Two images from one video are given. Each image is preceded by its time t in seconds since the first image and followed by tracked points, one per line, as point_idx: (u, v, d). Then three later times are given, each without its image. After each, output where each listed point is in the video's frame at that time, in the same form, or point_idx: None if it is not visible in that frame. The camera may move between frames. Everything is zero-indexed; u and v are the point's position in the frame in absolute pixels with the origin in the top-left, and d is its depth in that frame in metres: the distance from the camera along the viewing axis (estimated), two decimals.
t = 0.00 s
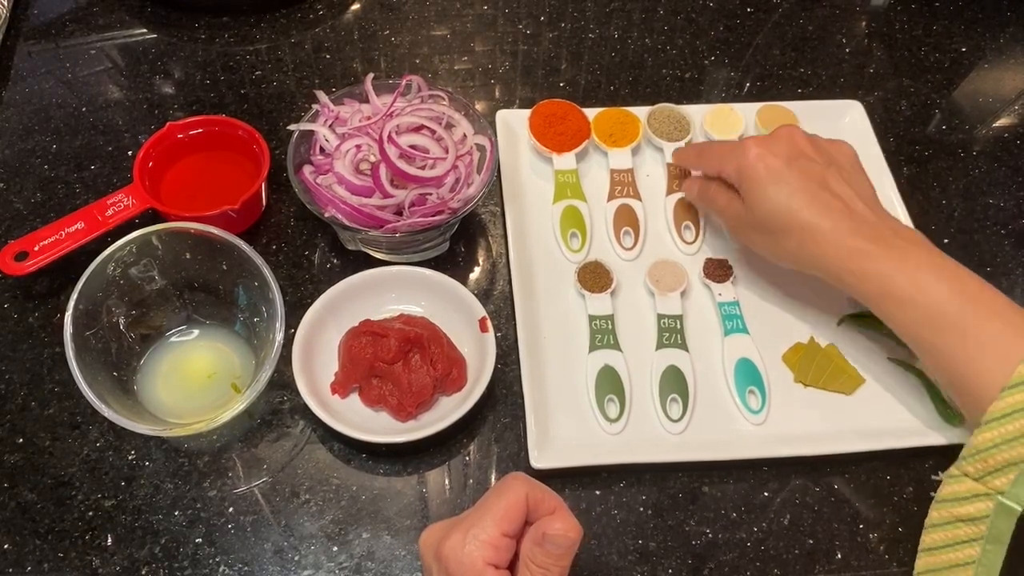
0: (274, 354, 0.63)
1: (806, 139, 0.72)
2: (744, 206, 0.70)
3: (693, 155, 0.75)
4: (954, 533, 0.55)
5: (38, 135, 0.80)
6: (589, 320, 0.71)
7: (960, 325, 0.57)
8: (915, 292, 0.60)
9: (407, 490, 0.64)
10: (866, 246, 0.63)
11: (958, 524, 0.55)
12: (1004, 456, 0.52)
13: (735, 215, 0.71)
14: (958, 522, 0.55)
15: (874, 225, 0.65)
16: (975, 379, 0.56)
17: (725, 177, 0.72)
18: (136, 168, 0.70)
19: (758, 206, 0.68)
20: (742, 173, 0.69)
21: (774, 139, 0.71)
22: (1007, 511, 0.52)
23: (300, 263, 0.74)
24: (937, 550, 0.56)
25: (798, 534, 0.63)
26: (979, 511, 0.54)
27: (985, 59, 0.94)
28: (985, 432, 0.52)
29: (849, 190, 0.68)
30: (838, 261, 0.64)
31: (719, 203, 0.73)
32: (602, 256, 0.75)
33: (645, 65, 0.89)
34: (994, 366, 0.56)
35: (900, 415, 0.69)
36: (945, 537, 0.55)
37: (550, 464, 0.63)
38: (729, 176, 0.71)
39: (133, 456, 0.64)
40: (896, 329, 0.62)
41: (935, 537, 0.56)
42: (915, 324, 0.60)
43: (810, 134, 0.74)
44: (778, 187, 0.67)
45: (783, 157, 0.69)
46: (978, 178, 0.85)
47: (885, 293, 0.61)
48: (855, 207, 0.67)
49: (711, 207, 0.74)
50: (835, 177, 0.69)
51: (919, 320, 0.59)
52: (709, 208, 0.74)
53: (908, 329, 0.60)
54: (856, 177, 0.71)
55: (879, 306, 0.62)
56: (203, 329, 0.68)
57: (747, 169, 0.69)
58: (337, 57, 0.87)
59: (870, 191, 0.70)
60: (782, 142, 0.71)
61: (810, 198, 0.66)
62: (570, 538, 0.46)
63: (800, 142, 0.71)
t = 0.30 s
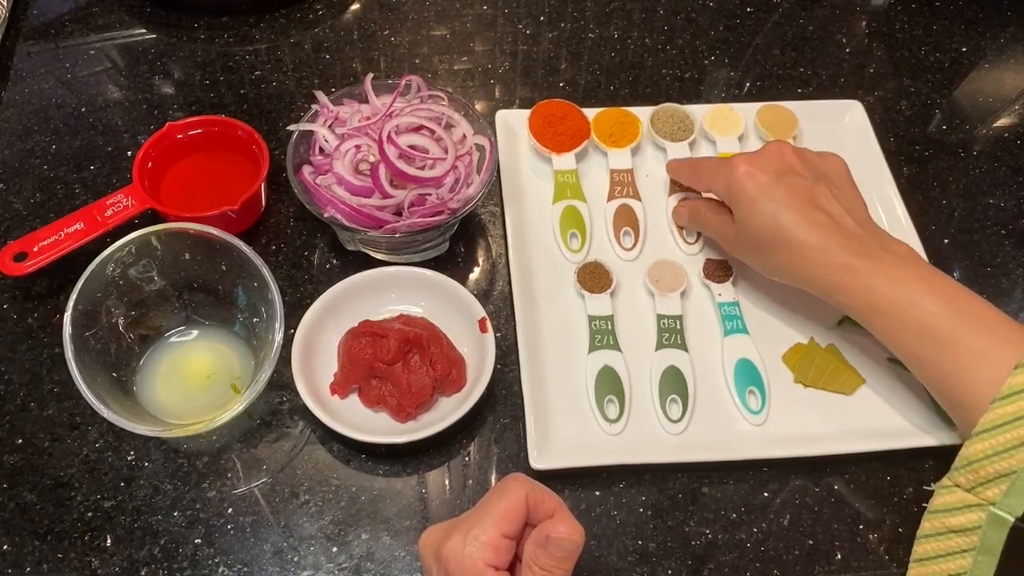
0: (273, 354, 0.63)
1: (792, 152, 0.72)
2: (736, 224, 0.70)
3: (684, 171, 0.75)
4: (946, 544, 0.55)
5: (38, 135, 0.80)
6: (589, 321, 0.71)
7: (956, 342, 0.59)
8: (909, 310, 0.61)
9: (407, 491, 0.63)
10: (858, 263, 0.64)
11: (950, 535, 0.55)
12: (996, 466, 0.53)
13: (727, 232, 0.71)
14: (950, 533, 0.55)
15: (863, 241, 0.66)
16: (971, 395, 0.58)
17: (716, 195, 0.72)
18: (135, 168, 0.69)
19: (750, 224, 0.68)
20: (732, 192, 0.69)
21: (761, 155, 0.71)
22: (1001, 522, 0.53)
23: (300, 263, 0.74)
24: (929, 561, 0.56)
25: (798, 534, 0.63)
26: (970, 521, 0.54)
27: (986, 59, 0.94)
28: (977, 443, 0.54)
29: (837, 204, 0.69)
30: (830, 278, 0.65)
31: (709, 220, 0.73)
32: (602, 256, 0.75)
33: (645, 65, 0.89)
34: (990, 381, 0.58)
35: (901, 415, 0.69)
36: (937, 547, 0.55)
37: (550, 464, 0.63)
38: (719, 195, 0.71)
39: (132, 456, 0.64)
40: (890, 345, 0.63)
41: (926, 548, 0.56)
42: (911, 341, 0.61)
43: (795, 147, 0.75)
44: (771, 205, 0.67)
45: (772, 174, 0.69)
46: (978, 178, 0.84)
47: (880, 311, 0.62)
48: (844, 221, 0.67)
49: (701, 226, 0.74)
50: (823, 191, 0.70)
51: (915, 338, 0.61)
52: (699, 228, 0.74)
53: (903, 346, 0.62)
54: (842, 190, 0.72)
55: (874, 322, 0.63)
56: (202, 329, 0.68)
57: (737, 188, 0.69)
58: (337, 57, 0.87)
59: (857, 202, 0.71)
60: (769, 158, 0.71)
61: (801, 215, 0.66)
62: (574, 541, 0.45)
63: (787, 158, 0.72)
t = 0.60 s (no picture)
0: (273, 354, 0.63)
1: (813, 153, 0.72)
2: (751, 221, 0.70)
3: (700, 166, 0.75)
4: (951, 548, 0.55)
5: (37, 135, 0.80)
6: (589, 321, 0.71)
7: (967, 349, 0.60)
8: (921, 313, 0.62)
9: (407, 490, 0.63)
10: (875, 266, 0.64)
11: (956, 540, 0.55)
12: (1007, 471, 0.53)
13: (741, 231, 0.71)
14: (955, 538, 0.55)
15: (880, 244, 0.66)
16: (976, 397, 0.59)
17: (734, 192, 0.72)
18: (135, 168, 0.69)
19: (767, 222, 0.68)
20: (753, 189, 0.69)
21: (783, 154, 0.71)
22: (1009, 529, 0.53)
23: (300, 263, 0.73)
24: (933, 565, 0.56)
25: (798, 534, 0.63)
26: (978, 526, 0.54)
27: (986, 59, 0.94)
28: (989, 449, 0.54)
29: (854, 207, 0.69)
30: (844, 278, 0.65)
31: (722, 217, 0.72)
32: (601, 256, 0.75)
33: (645, 65, 0.89)
34: (998, 389, 0.58)
35: (901, 415, 0.68)
36: (941, 551, 0.56)
37: (550, 464, 0.63)
38: (738, 192, 0.71)
39: (132, 457, 0.64)
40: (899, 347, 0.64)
41: (931, 551, 0.56)
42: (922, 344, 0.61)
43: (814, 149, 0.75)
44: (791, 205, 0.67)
45: (793, 173, 0.69)
46: (978, 178, 0.84)
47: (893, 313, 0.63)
48: (861, 224, 0.68)
49: (710, 224, 0.74)
50: (841, 193, 0.70)
51: (927, 342, 0.61)
52: (710, 227, 0.74)
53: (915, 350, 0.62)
54: (859, 194, 0.72)
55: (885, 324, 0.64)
56: (202, 329, 0.68)
57: (758, 185, 0.69)
58: (337, 57, 0.87)
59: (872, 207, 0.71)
60: (791, 157, 0.71)
61: (820, 216, 0.67)
62: (574, 543, 0.45)
63: (808, 158, 0.72)
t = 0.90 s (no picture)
0: (274, 354, 0.63)
1: (823, 144, 0.72)
2: (759, 210, 0.70)
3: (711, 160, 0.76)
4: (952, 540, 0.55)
5: (37, 135, 0.80)
6: (589, 321, 0.70)
7: (967, 337, 0.59)
8: (923, 301, 0.61)
9: (407, 491, 0.63)
10: (879, 255, 0.64)
11: (957, 531, 0.55)
12: (1009, 463, 0.52)
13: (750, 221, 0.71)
14: (957, 530, 0.55)
15: (887, 234, 0.66)
16: (976, 387, 0.58)
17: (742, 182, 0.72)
18: (135, 168, 0.69)
19: (772, 211, 0.69)
20: (759, 178, 0.70)
21: (791, 143, 0.71)
22: (1010, 520, 0.52)
23: (300, 263, 0.73)
24: (935, 557, 0.55)
25: (798, 535, 0.63)
26: (979, 518, 0.54)
27: (986, 59, 0.93)
28: (990, 440, 0.53)
29: (863, 198, 0.69)
30: (848, 267, 0.65)
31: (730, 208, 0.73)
32: (602, 257, 0.75)
33: (646, 65, 0.89)
34: (996, 377, 0.57)
35: (901, 416, 0.68)
36: (942, 543, 0.55)
37: (550, 465, 0.63)
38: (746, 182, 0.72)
39: (132, 457, 0.64)
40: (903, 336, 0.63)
41: (931, 544, 0.56)
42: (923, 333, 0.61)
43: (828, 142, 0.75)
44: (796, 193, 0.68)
45: (800, 163, 0.69)
46: (979, 178, 0.84)
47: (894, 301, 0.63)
48: (869, 214, 0.68)
49: (722, 214, 0.74)
50: (851, 184, 0.70)
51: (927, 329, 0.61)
52: (722, 217, 0.74)
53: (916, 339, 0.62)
54: (871, 186, 0.72)
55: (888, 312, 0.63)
56: (202, 329, 0.68)
57: (765, 173, 0.69)
58: (337, 57, 0.87)
59: (884, 199, 0.71)
60: (801, 148, 0.71)
61: (825, 205, 0.67)
62: (574, 546, 0.45)
63: (818, 150, 0.72)
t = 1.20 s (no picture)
0: (274, 354, 0.62)
1: (812, 145, 0.73)
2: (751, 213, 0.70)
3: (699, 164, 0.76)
4: (948, 540, 0.55)
5: (37, 135, 0.80)
6: (589, 321, 0.70)
7: (960, 337, 0.59)
8: (915, 301, 0.61)
9: (407, 491, 0.63)
10: (869, 255, 0.64)
11: (953, 532, 0.55)
12: (1003, 463, 0.52)
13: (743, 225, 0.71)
14: (954, 530, 0.55)
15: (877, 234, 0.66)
16: (973, 387, 0.58)
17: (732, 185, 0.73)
18: (134, 168, 0.69)
19: (763, 213, 0.69)
20: (748, 181, 0.70)
21: (780, 146, 0.72)
22: (1004, 519, 0.52)
23: (300, 263, 0.73)
24: (931, 558, 0.56)
25: (798, 535, 0.63)
26: (975, 518, 0.54)
27: (987, 58, 0.93)
28: (984, 440, 0.53)
29: (853, 199, 0.69)
30: (840, 269, 0.65)
31: (722, 212, 0.73)
32: (602, 257, 0.75)
33: (646, 64, 0.89)
34: (992, 376, 0.57)
35: (902, 416, 0.68)
36: (938, 544, 0.55)
37: (550, 465, 0.63)
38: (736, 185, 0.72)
39: (132, 457, 0.64)
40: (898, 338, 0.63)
41: (928, 544, 0.56)
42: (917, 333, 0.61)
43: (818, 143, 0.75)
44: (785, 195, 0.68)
45: (789, 165, 0.70)
46: (980, 178, 0.84)
47: (886, 302, 0.63)
48: (859, 215, 0.68)
49: (716, 218, 0.74)
50: (840, 185, 0.70)
51: (921, 330, 0.61)
52: (714, 221, 0.74)
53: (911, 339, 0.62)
54: (861, 187, 0.72)
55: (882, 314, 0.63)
56: (201, 329, 0.68)
57: (753, 176, 0.70)
58: (337, 56, 0.86)
59: (876, 200, 0.71)
60: (788, 150, 0.72)
61: (814, 206, 0.67)
62: (575, 548, 0.45)
63: (807, 151, 0.72)
